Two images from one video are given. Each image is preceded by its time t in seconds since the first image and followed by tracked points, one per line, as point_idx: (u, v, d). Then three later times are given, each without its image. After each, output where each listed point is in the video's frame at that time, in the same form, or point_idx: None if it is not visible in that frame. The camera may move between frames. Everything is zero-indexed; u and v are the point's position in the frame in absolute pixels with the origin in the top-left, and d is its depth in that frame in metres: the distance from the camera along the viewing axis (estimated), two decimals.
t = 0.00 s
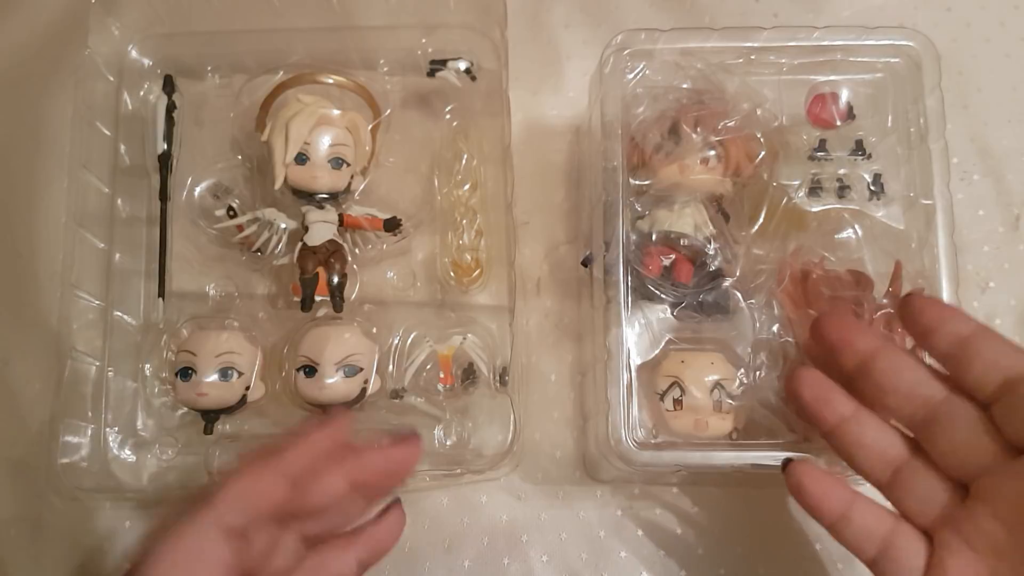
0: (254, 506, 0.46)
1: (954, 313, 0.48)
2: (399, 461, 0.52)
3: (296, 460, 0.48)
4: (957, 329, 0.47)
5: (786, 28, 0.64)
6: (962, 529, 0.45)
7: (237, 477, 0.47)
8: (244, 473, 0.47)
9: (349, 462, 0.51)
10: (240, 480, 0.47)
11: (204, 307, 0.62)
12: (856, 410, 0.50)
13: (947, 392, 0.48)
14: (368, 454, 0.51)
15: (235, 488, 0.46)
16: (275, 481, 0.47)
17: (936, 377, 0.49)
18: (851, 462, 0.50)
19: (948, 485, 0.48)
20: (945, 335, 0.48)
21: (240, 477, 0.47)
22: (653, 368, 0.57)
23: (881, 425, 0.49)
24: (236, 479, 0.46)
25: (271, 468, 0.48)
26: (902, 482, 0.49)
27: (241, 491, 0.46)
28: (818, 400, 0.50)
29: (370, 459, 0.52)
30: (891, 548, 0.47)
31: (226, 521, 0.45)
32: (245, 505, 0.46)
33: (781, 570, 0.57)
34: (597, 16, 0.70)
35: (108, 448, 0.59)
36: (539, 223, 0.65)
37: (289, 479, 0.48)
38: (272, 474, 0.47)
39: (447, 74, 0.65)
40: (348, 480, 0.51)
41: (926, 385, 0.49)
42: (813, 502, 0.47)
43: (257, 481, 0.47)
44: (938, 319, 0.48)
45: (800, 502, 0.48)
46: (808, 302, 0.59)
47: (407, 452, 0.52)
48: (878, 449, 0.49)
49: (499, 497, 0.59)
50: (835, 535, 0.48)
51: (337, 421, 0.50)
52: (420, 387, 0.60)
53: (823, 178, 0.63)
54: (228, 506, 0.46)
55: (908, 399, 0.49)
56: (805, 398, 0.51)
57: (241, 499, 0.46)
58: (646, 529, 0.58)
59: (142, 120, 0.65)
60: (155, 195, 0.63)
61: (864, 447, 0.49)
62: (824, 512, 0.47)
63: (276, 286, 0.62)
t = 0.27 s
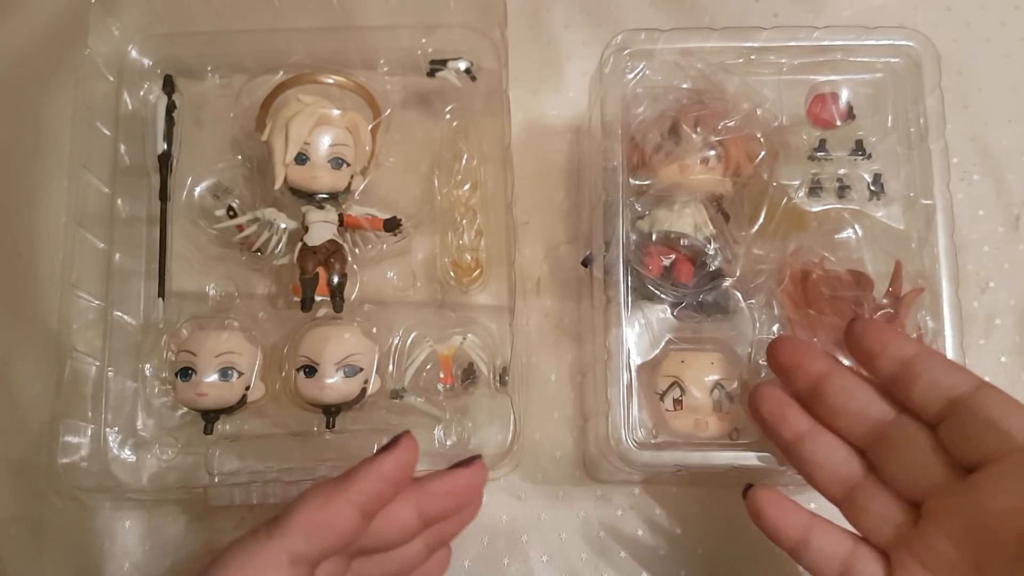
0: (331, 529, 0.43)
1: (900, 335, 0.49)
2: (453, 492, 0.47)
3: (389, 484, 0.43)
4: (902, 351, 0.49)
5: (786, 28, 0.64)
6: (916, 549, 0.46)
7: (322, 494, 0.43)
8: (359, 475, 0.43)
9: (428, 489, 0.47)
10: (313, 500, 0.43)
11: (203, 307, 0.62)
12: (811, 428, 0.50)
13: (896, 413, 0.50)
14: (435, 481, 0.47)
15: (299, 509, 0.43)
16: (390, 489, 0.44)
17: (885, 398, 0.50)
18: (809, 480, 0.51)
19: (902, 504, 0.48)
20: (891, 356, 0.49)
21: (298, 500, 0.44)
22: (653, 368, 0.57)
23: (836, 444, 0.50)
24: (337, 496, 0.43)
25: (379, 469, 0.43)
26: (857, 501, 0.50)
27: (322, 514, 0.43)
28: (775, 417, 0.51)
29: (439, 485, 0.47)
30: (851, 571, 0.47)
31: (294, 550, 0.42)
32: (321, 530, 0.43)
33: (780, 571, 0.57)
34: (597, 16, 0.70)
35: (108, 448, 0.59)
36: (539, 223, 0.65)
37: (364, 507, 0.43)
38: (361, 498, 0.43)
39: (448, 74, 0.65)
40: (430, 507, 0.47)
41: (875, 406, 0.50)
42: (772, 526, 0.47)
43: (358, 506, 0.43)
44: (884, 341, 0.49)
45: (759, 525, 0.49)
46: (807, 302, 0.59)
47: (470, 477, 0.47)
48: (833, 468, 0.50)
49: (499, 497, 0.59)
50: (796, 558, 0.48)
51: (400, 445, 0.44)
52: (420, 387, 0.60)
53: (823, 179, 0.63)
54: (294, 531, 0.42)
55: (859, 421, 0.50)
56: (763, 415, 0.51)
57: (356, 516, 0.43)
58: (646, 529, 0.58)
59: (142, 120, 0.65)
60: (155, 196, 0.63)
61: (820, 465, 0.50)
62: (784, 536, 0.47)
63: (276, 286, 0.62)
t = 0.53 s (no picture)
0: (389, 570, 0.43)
1: (931, 323, 0.49)
2: (498, 520, 0.47)
3: (440, 522, 0.44)
4: (931, 339, 0.48)
5: (786, 28, 0.64)
6: (941, 540, 0.46)
7: (376, 537, 0.44)
8: (412, 518, 0.44)
9: (476, 522, 0.47)
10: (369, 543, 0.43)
11: (203, 307, 0.62)
12: (837, 414, 0.51)
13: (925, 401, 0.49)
14: (482, 509, 0.47)
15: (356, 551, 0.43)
16: (443, 528, 0.44)
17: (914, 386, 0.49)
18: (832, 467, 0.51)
19: (927, 493, 0.48)
20: (921, 344, 0.48)
21: (353, 542, 0.44)
22: (653, 368, 0.57)
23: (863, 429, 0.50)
24: (391, 539, 0.43)
25: (432, 508, 0.44)
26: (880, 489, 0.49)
27: (379, 556, 0.43)
28: (800, 402, 0.51)
29: (487, 516, 0.47)
30: (873, 560, 0.47)
31: None
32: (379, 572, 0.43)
33: (780, 569, 0.57)
34: (597, 16, 0.70)
35: (108, 448, 0.59)
36: (539, 224, 0.65)
37: (418, 547, 0.44)
38: (414, 539, 0.44)
39: (448, 74, 0.65)
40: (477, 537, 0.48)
41: (903, 394, 0.49)
42: (793, 510, 0.48)
43: (412, 546, 0.44)
44: (914, 329, 0.48)
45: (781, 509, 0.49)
46: (808, 302, 0.59)
47: (511, 501, 0.47)
48: (857, 455, 0.50)
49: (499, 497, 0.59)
50: (818, 544, 0.48)
51: (452, 483, 0.45)
52: (420, 387, 0.60)
53: (823, 178, 0.63)
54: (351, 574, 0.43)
55: (885, 409, 0.50)
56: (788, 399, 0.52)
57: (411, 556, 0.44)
58: (646, 529, 0.58)
59: (142, 120, 0.65)
60: (155, 196, 0.63)
61: (844, 451, 0.50)
62: (805, 521, 0.47)
63: (276, 286, 0.62)
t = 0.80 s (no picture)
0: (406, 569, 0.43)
1: (965, 310, 0.48)
2: (511, 522, 0.48)
3: (455, 521, 0.44)
4: (965, 326, 0.47)
5: (786, 28, 0.64)
6: (965, 527, 0.45)
7: (393, 536, 0.44)
8: (428, 517, 0.44)
9: (489, 524, 0.47)
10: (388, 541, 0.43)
11: (203, 307, 0.62)
12: (867, 397, 0.50)
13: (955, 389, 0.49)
14: (496, 514, 0.47)
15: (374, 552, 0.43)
16: (457, 528, 0.44)
17: (944, 373, 0.49)
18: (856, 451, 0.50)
19: (951, 481, 0.47)
20: (953, 331, 0.48)
21: (370, 544, 0.44)
22: (653, 368, 0.57)
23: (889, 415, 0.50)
24: (408, 538, 0.43)
25: (446, 507, 0.44)
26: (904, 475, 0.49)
27: (396, 554, 0.43)
28: (827, 383, 0.51)
29: (500, 520, 0.48)
30: (896, 544, 0.46)
31: None
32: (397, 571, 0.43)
33: (781, 570, 0.57)
34: (597, 16, 0.70)
35: (108, 448, 0.59)
36: (539, 224, 0.65)
37: (435, 546, 0.44)
38: (431, 539, 0.44)
39: (448, 74, 0.65)
40: (490, 539, 0.48)
41: (932, 381, 0.49)
42: (818, 487, 0.47)
43: (429, 545, 0.44)
44: (947, 316, 0.48)
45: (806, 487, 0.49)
46: (807, 301, 0.59)
47: (528, 503, 0.48)
48: (884, 440, 0.49)
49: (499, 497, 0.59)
50: (841, 526, 0.47)
51: (463, 482, 0.45)
52: (420, 387, 0.60)
53: (823, 178, 0.63)
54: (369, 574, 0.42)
55: (913, 394, 0.49)
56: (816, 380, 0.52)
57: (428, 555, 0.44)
58: (646, 529, 0.58)
59: (142, 120, 0.65)
60: (155, 196, 0.63)
61: (870, 435, 0.50)
62: (829, 500, 0.47)
63: (276, 286, 0.62)
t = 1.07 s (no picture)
0: (390, 542, 0.42)
1: (995, 299, 0.45)
2: (473, 462, 0.48)
3: (427, 483, 0.44)
4: (997, 318, 0.44)
5: (786, 28, 0.64)
6: (990, 523, 0.44)
7: (368, 514, 0.43)
8: (398, 488, 0.43)
9: (451, 472, 0.48)
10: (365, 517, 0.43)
11: (203, 307, 0.62)
12: (891, 386, 0.48)
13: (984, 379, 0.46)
14: (459, 456, 0.48)
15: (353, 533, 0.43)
16: (429, 490, 0.44)
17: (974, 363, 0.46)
18: (879, 441, 0.49)
19: (975, 474, 0.46)
20: (984, 322, 0.45)
21: (349, 526, 0.43)
22: (653, 368, 0.57)
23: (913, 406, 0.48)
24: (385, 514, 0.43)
25: (413, 473, 0.44)
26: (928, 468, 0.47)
27: (377, 531, 0.42)
28: (851, 372, 0.49)
29: (463, 462, 0.48)
30: (918, 539, 0.45)
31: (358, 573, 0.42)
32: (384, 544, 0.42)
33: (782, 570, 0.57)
34: (597, 16, 0.70)
35: (108, 448, 0.59)
36: (539, 223, 0.65)
37: (412, 512, 0.43)
38: (407, 508, 0.43)
39: (448, 74, 0.65)
40: (456, 480, 0.48)
41: (960, 371, 0.47)
42: (840, 480, 0.46)
43: (407, 513, 0.43)
44: (978, 307, 0.45)
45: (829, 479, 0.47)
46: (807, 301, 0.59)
47: (483, 434, 0.49)
48: (907, 432, 0.47)
49: (499, 497, 0.59)
50: (863, 518, 0.46)
51: (424, 447, 0.44)
52: (420, 387, 0.60)
53: (823, 178, 0.63)
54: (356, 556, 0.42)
55: (941, 385, 0.47)
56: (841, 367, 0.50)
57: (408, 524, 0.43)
58: (647, 529, 0.58)
59: (142, 120, 0.65)
60: (155, 196, 0.63)
61: (893, 426, 0.48)
62: (852, 494, 0.46)
63: (276, 286, 0.62)
